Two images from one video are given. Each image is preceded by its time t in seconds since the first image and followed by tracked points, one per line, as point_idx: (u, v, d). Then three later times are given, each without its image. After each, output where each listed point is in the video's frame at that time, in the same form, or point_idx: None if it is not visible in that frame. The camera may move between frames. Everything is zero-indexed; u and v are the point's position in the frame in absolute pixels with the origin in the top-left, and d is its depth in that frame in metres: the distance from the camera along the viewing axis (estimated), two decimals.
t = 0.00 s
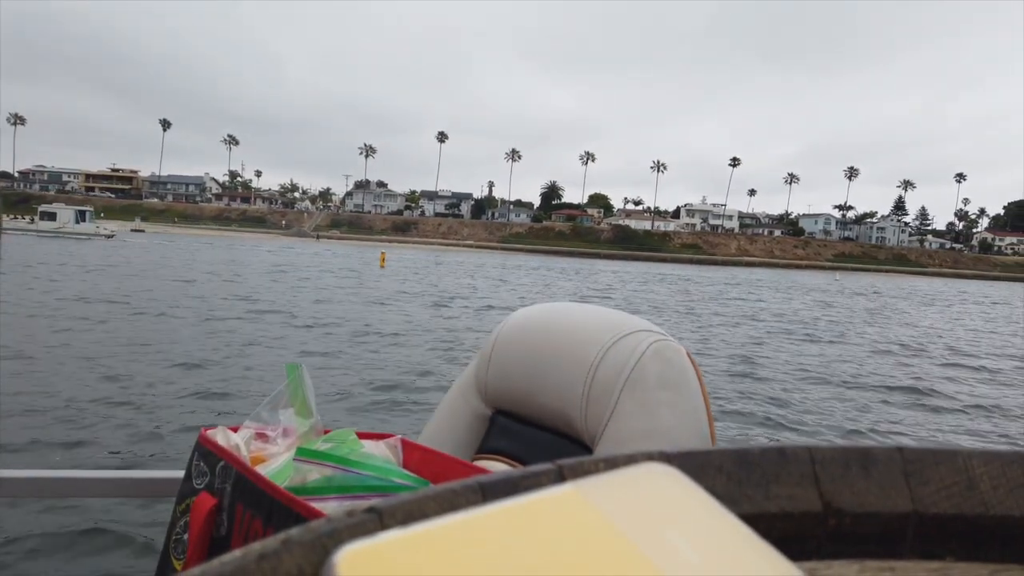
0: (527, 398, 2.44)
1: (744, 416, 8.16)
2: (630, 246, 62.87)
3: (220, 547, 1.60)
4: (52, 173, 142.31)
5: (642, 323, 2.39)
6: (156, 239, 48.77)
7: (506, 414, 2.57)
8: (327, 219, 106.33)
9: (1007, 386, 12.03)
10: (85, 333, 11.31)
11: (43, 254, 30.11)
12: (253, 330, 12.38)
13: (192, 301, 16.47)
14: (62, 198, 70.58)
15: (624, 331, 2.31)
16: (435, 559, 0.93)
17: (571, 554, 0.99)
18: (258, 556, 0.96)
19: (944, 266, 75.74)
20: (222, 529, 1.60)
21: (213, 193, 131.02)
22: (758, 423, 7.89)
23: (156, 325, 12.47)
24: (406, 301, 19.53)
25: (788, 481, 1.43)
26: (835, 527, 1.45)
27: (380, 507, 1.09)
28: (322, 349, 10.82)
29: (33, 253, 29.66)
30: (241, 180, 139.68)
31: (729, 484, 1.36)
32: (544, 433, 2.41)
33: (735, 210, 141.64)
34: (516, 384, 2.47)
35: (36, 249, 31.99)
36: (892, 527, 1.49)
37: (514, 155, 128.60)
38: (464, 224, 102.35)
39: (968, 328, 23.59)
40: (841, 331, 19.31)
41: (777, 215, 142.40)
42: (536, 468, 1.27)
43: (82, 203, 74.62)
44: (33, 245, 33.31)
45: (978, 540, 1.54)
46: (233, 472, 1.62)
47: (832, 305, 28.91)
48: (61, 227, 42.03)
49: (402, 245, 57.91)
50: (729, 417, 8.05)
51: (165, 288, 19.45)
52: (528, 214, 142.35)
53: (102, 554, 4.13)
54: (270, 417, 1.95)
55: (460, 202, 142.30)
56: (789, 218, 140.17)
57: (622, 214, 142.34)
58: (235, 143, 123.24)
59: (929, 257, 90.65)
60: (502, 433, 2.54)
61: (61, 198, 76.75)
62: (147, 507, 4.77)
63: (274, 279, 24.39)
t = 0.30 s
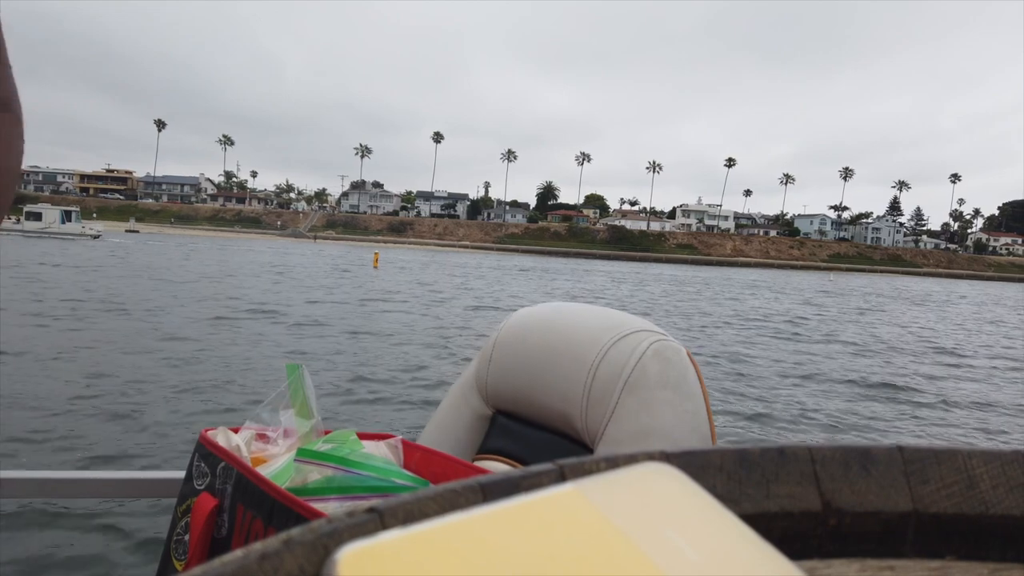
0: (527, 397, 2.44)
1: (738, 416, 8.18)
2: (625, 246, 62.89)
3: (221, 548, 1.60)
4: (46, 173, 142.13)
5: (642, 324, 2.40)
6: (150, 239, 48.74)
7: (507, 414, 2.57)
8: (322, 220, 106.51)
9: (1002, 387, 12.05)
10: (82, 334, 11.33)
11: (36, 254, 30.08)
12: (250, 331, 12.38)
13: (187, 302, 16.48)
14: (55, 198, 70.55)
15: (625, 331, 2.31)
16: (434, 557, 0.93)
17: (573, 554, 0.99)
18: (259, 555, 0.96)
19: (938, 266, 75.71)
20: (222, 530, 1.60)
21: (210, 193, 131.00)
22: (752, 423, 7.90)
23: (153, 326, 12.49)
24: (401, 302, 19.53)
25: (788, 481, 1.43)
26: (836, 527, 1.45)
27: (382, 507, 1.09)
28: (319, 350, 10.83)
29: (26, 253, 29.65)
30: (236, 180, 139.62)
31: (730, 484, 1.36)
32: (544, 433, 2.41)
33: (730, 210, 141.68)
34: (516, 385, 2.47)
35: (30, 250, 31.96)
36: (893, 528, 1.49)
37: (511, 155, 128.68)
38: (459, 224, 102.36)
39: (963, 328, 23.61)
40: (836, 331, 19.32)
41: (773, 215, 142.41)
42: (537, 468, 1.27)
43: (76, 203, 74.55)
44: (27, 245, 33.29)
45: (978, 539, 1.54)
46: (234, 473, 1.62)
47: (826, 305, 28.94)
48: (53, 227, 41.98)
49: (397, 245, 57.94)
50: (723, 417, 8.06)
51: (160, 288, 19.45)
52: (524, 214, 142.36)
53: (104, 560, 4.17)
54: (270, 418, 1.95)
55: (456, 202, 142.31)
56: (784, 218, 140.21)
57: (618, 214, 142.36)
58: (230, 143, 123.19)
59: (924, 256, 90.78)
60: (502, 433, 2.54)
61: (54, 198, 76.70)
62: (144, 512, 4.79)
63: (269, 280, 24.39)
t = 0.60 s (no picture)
0: (526, 401, 2.43)
1: (732, 417, 8.16)
2: (619, 245, 62.87)
3: (220, 554, 1.59)
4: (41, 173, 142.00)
5: (642, 327, 2.39)
6: (142, 238, 48.67)
7: (506, 418, 2.57)
8: (316, 219, 106.56)
9: (995, 387, 12.05)
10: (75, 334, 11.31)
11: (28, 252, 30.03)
12: (243, 331, 12.35)
13: (179, 301, 16.44)
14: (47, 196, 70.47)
15: (624, 334, 2.30)
16: (434, 562, 0.93)
17: (576, 559, 0.98)
18: (257, 561, 0.95)
19: (932, 265, 75.66)
20: (222, 535, 1.59)
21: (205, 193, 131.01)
22: (746, 423, 7.89)
23: (146, 326, 12.47)
24: (394, 301, 19.50)
25: (789, 485, 1.43)
26: (836, 531, 1.45)
27: (381, 513, 1.08)
28: (313, 351, 10.82)
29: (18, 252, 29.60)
30: (232, 180, 139.54)
31: (731, 488, 1.36)
32: (544, 437, 2.40)
33: (726, 210, 141.71)
34: (516, 390, 2.47)
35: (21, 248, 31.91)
36: (893, 533, 1.49)
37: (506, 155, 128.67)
38: (453, 223, 102.32)
39: (957, 328, 23.60)
40: (829, 331, 19.30)
41: (768, 215, 142.39)
42: (536, 473, 1.27)
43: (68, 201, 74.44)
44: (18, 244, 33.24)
45: (979, 544, 1.54)
46: (233, 478, 1.61)
47: (820, 305, 28.91)
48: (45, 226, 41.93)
49: (392, 245, 57.87)
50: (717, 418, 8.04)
51: (153, 288, 19.41)
52: (520, 214, 142.36)
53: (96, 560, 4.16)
54: (269, 423, 1.95)
55: (451, 202, 142.30)
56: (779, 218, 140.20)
57: (613, 214, 142.37)
58: (224, 142, 123.14)
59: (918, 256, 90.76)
60: (502, 437, 2.53)
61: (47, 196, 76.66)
62: (135, 511, 4.78)
63: (262, 279, 24.36)
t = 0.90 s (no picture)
0: (526, 402, 2.43)
1: (725, 415, 8.17)
2: (614, 244, 62.90)
3: (219, 556, 1.60)
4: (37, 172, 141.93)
5: (641, 329, 2.39)
6: (135, 237, 48.65)
7: (506, 420, 2.57)
8: (312, 217, 106.63)
9: (988, 385, 12.07)
10: (70, 333, 11.30)
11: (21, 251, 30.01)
12: (239, 330, 12.36)
13: (173, 300, 16.45)
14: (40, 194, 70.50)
15: (624, 337, 2.30)
16: (434, 563, 0.93)
17: (575, 560, 0.99)
18: (257, 564, 0.95)
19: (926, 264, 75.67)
20: (220, 538, 1.60)
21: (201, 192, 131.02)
22: (739, 422, 7.90)
23: (141, 325, 12.47)
24: (388, 300, 19.50)
25: (789, 488, 1.43)
26: (835, 534, 1.45)
27: (380, 515, 1.08)
28: (309, 350, 10.82)
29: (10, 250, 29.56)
30: (227, 180, 139.55)
31: (729, 491, 1.36)
32: (544, 440, 2.41)
33: (721, 210, 141.77)
34: (515, 393, 2.47)
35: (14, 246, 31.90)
36: (892, 535, 1.49)
37: (503, 155, 128.73)
38: (449, 223, 102.34)
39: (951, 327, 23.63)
40: (823, 330, 19.32)
41: (764, 215, 142.42)
42: (536, 474, 1.27)
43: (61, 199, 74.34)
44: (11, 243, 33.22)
45: (978, 546, 1.54)
46: (232, 480, 1.61)
47: (813, 304, 28.95)
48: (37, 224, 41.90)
49: (386, 244, 57.85)
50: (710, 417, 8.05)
51: (147, 287, 19.39)
52: (516, 214, 142.38)
53: (88, 561, 4.16)
54: (269, 425, 1.95)
55: (448, 202, 142.34)
56: (775, 217, 140.24)
57: (609, 213, 142.39)
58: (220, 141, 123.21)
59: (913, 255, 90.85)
60: (501, 440, 2.54)
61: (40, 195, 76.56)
62: (127, 512, 4.78)
63: (256, 278, 24.36)
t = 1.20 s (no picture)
0: (527, 399, 2.43)
1: (718, 414, 8.19)
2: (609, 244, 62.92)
3: (220, 553, 1.59)
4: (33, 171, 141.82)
5: (642, 326, 2.39)
6: (129, 237, 48.61)
7: (506, 417, 2.56)
8: (307, 217, 106.69)
9: (982, 384, 12.12)
10: (67, 331, 11.34)
11: (14, 250, 29.98)
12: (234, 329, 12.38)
13: (168, 300, 16.45)
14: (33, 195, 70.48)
15: (625, 334, 2.30)
16: (432, 563, 0.92)
17: (576, 557, 0.99)
18: (257, 560, 0.95)
19: (920, 264, 75.71)
20: (221, 533, 1.59)
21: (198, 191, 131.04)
22: (732, 420, 7.92)
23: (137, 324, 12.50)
24: (383, 300, 19.52)
25: (789, 486, 1.43)
26: (836, 531, 1.45)
27: (380, 511, 1.07)
28: (304, 349, 10.85)
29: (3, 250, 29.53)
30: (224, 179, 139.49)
31: (731, 488, 1.36)
32: (545, 438, 2.40)
33: (718, 210, 141.80)
34: (516, 390, 2.47)
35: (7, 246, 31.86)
36: (892, 533, 1.49)
37: (500, 154, 128.69)
38: (444, 223, 102.32)
39: (946, 326, 23.65)
40: (817, 329, 19.34)
41: (761, 215, 142.44)
42: (536, 471, 1.26)
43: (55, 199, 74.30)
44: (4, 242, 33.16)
45: (978, 544, 1.54)
46: (233, 476, 1.61)
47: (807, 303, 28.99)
48: (30, 224, 41.89)
49: (381, 243, 57.85)
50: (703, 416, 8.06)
51: (141, 286, 19.38)
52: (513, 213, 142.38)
53: (86, 560, 4.18)
54: (269, 421, 1.95)
55: (444, 201, 142.34)
56: (771, 217, 140.27)
57: (606, 213, 142.39)
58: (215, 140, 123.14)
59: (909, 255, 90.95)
60: (501, 437, 2.53)
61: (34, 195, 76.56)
62: (125, 512, 4.81)
63: (251, 277, 24.39)
